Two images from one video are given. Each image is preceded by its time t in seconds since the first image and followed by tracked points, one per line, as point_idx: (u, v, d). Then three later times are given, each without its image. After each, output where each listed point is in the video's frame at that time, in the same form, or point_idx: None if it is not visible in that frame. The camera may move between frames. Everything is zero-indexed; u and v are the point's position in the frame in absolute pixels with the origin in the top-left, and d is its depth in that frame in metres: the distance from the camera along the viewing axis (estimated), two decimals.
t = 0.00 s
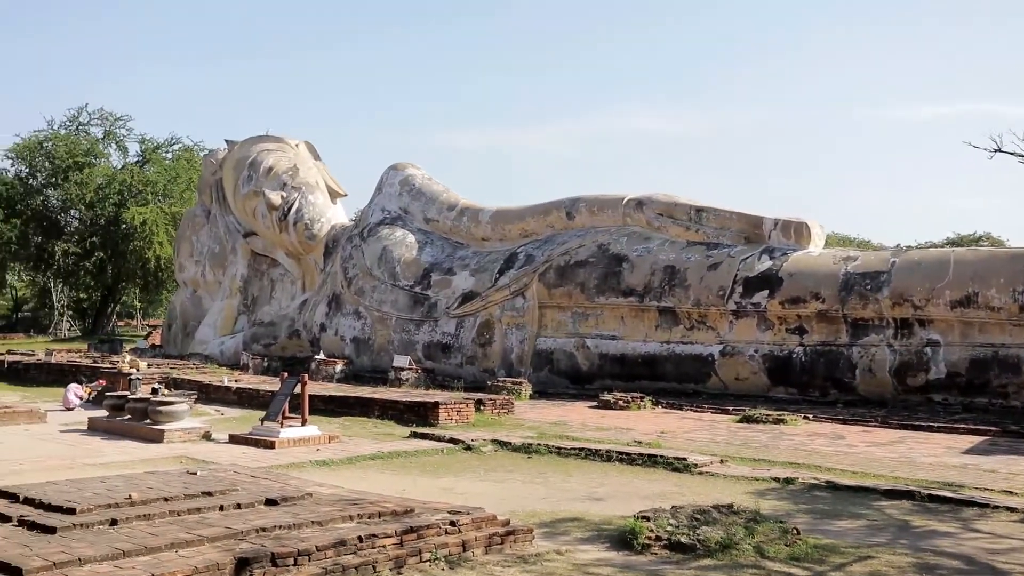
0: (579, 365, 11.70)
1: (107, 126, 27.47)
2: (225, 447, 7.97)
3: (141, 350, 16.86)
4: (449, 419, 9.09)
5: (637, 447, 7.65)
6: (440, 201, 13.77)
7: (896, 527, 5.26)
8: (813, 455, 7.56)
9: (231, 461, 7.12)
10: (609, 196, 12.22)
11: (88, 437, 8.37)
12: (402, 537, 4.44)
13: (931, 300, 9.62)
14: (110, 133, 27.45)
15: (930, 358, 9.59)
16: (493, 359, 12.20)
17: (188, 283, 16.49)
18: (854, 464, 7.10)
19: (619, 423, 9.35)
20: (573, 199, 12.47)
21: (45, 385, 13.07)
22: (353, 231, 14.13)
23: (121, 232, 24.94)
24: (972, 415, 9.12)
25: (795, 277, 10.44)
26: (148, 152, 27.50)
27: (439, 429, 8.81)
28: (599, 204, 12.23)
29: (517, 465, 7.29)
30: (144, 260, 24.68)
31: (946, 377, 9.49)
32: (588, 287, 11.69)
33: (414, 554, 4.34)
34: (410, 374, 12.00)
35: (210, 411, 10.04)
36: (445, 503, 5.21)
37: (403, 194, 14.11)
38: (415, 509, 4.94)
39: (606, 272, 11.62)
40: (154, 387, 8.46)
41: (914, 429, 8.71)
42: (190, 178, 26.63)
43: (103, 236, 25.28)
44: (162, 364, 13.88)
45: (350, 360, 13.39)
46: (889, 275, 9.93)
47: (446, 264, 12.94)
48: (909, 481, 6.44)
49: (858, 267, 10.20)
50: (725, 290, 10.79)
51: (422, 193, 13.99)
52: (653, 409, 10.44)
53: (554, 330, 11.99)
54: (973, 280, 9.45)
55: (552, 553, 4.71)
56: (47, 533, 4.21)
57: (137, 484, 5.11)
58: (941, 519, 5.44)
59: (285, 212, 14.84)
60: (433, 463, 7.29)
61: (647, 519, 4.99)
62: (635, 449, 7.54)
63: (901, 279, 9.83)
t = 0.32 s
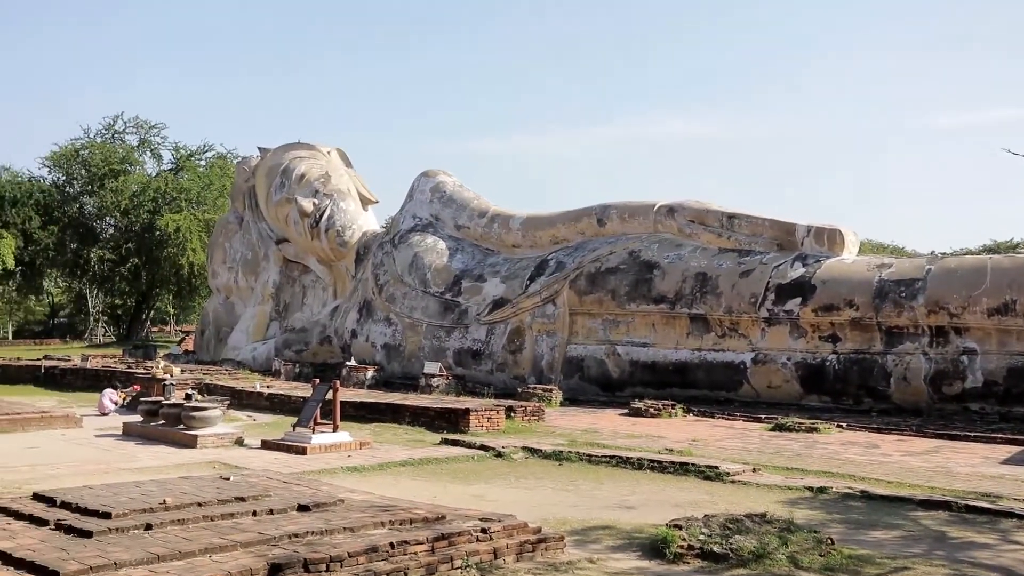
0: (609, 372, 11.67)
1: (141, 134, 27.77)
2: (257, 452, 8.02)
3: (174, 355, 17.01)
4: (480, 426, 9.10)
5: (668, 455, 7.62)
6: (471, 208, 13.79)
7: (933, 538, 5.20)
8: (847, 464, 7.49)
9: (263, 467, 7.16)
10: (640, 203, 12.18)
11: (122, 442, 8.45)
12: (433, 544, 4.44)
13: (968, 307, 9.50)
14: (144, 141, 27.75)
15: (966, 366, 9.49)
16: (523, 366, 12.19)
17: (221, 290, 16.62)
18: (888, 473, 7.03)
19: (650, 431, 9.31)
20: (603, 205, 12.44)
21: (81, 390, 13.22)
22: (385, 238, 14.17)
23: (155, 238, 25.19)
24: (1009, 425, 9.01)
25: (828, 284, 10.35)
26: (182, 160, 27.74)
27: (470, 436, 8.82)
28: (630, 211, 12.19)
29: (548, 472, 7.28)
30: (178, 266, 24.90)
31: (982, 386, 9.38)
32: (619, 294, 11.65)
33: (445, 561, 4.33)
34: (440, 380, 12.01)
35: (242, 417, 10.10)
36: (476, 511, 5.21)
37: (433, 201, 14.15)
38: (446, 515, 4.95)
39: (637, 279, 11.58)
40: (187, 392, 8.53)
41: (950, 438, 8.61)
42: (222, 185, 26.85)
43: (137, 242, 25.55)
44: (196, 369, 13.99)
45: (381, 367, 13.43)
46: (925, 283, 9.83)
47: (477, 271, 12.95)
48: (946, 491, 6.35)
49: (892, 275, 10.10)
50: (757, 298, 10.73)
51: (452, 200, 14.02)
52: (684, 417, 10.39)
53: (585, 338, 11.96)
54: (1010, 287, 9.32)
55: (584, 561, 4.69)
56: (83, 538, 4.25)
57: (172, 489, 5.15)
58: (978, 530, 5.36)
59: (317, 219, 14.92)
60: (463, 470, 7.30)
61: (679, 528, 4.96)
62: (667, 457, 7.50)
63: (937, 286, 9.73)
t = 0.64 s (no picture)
0: (636, 375, 11.64)
1: (170, 137, 27.99)
2: (285, 454, 8.06)
3: (202, 357, 17.14)
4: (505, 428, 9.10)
5: (695, 458, 7.58)
6: (497, 210, 13.81)
7: (965, 543, 5.14)
8: (876, 468, 7.42)
9: (290, 469, 7.18)
10: (667, 205, 12.14)
11: (151, 443, 8.51)
12: (460, 546, 4.44)
13: (999, 309, 9.40)
14: (173, 145, 27.98)
15: (998, 370, 9.37)
16: (549, 368, 12.17)
17: (249, 292, 16.71)
18: (918, 478, 6.96)
19: (676, 434, 9.27)
20: (630, 207, 12.41)
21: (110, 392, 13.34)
22: (411, 241, 14.22)
23: (183, 241, 25.39)
24: None
25: (856, 287, 10.27)
26: (210, 163, 27.93)
27: (495, 438, 8.82)
28: (656, 213, 12.15)
29: (575, 474, 7.27)
30: (206, 269, 25.08)
31: (1014, 391, 9.28)
32: (645, 297, 11.61)
33: (472, 563, 4.32)
34: (466, 383, 12.01)
35: (270, 418, 10.15)
36: (501, 514, 5.19)
37: (459, 204, 14.18)
38: (472, 518, 4.94)
39: (663, 282, 11.54)
40: (215, 394, 8.58)
41: (981, 443, 8.51)
42: (250, 188, 27.02)
43: (166, 245, 25.77)
44: (224, 371, 14.09)
45: (407, 369, 13.46)
46: (955, 286, 9.73)
47: (503, 273, 12.96)
48: (977, 496, 6.28)
49: (922, 277, 10.01)
50: (785, 301, 10.67)
51: (478, 202, 14.04)
52: (711, 420, 10.34)
53: (612, 340, 11.94)
54: None
55: (610, 564, 4.67)
56: (114, 538, 4.28)
57: (200, 490, 5.19)
58: (1011, 536, 5.29)
59: (344, 221, 14.98)
60: (489, 472, 7.30)
61: (707, 532, 4.93)
62: (693, 460, 7.46)
63: (968, 288, 9.63)
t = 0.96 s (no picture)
0: (658, 380, 11.59)
1: (193, 144, 28.16)
2: (308, 459, 8.08)
3: (225, 362, 17.22)
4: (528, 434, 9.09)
5: (718, 464, 7.55)
6: (519, 215, 13.81)
7: (994, 550, 5.08)
8: (902, 474, 7.36)
9: (314, 474, 7.21)
10: (689, 209, 12.09)
11: (176, 449, 8.56)
12: (484, 551, 4.43)
13: None
14: (196, 152, 28.14)
15: None
16: (572, 373, 12.16)
17: (272, 298, 16.77)
18: (944, 484, 6.89)
19: (700, 440, 9.23)
20: (652, 212, 12.38)
21: (135, 398, 13.42)
22: (433, 246, 14.23)
23: (207, 247, 25.53)
24: None
25: (881, 291, 10.20)
26: (233, 170, 28.08)
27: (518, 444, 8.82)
28: (678, 218, 12.11)
29: (597, 480, 7.25)
30: (229, 275, 25.21)
31: None
32: (668, 302, 11.57)
33: (496, 569, 4.31)
34: (489, 389, 12.00)
35: (293, 424, 10.18)
36: (525, 519, 5.18)
37: (481, 209, 14.19)
38: (496, 524, 4.93)
39: (686, 286, 11.50)
40: (239, 400, 8.60)
41: (1010, 448, 8.43)
42: (272, 195, 27.15)
43: (189, 251, 25.93)
44: (248, 377, 14.16)
45: (430, 374, 13.47)
46: (982, 289, 9.64)
47: (525, 278, 12.96)
48: (1005, 502, 6.21)
49: (948, 281, 9.92)
50: (809, 306, 10.61)
51: (501, 207, 14.05)
52: (734, 425, 10.29)
53: (634, 345, 11.89)
54: None
55: (633, 570, 4.66)
56: (140, 543, 4.30)
57: (225, 495, 5.20)
58: None
59: (366, 227, 15.03)
60: (512, 477, 7.30)
61: (732, 538, 4.92)
62: (717, 466, 7.42)
63: (993, 292, 9.55)
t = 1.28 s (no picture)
0: (682, 383, 11.56)
1: (217, 149, 28.33)
2: (331, 462, 8.10)
3: (250, 366, 17.29)
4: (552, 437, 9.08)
5: (743, 467, 7.50)
6: (541, 218, 13.80)
7: None
8: (929, 477, 7.29)
9: (338, 477, 7.22)
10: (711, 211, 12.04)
11: (201, 452, 8.60)
12: (508, 555, 4.42)
13: None
14: (219, 156, 28.32)
15: None
16: (595, 376, 12.14)
17: (295, 301, 16.83)
18: (972, 487, 6.82)
19: (724, 443, 9.18)
20: (674, 215, 12.33)
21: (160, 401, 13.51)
22: (455, 249, 14.24)
23: (230, 251, 25.66)
24: None
25: (906, 292, 10.11)
26: (257, 174, 28.23)
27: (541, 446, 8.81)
28: (701, 220, 12.05)
29: (621, 483, 7.22)
30: (253, 279, 25.33)
31: None
32: (691, 304, 11.52)
33: (519, 571, 4.30)
34: (512, 391, 11.98)
35: (317, 427, 10.22)
36: (549, 522, 5.17)
37: (504, 212, 14.19)
38: (520, 527, 4.91)
39: (709, 288, 11.45)
40: (263, 403, 8.63)
41: None
42: (295, 199, 27.27)
43: (214, 255, 26.07)
44: (271, 380, 14.21)
45: (452, 377, 13.48)
46: (1010, 291, 9.54)
47: (547, 281, 12.95)
48: None
49: (975, 283, 9.83)
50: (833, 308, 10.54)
51: (523, 210, 14.04)
52: (759, 428, 10.23)
53: (657, 347, 11.85)
54: None
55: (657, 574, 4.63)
56: (166, 545, 4.32)
57: (250, 498, 5.22)
58: None
59: (389, 230, 15.06)
60: (535, 480, 7.29)
61: (757, 542, 4.89)
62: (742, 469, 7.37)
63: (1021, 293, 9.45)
